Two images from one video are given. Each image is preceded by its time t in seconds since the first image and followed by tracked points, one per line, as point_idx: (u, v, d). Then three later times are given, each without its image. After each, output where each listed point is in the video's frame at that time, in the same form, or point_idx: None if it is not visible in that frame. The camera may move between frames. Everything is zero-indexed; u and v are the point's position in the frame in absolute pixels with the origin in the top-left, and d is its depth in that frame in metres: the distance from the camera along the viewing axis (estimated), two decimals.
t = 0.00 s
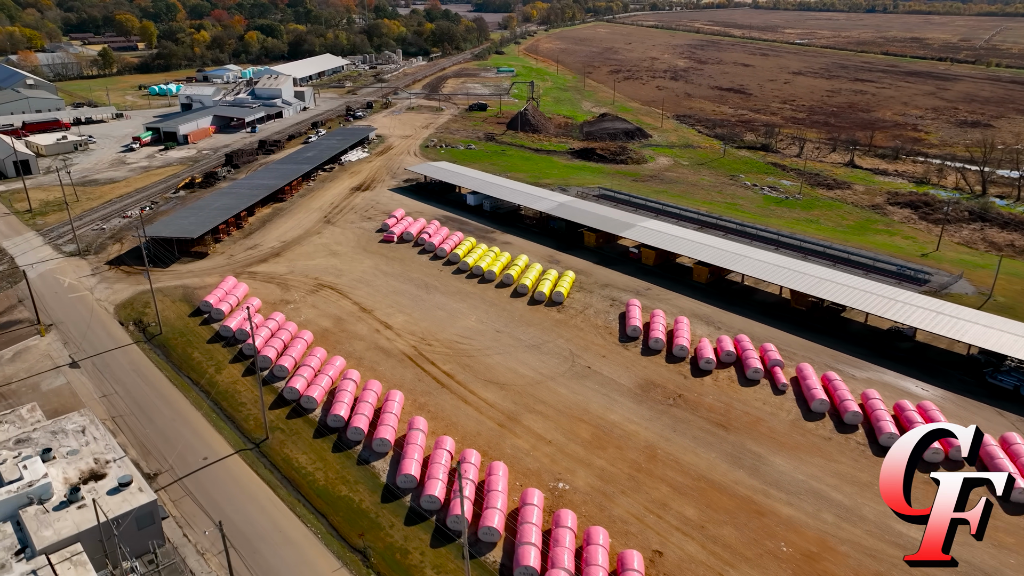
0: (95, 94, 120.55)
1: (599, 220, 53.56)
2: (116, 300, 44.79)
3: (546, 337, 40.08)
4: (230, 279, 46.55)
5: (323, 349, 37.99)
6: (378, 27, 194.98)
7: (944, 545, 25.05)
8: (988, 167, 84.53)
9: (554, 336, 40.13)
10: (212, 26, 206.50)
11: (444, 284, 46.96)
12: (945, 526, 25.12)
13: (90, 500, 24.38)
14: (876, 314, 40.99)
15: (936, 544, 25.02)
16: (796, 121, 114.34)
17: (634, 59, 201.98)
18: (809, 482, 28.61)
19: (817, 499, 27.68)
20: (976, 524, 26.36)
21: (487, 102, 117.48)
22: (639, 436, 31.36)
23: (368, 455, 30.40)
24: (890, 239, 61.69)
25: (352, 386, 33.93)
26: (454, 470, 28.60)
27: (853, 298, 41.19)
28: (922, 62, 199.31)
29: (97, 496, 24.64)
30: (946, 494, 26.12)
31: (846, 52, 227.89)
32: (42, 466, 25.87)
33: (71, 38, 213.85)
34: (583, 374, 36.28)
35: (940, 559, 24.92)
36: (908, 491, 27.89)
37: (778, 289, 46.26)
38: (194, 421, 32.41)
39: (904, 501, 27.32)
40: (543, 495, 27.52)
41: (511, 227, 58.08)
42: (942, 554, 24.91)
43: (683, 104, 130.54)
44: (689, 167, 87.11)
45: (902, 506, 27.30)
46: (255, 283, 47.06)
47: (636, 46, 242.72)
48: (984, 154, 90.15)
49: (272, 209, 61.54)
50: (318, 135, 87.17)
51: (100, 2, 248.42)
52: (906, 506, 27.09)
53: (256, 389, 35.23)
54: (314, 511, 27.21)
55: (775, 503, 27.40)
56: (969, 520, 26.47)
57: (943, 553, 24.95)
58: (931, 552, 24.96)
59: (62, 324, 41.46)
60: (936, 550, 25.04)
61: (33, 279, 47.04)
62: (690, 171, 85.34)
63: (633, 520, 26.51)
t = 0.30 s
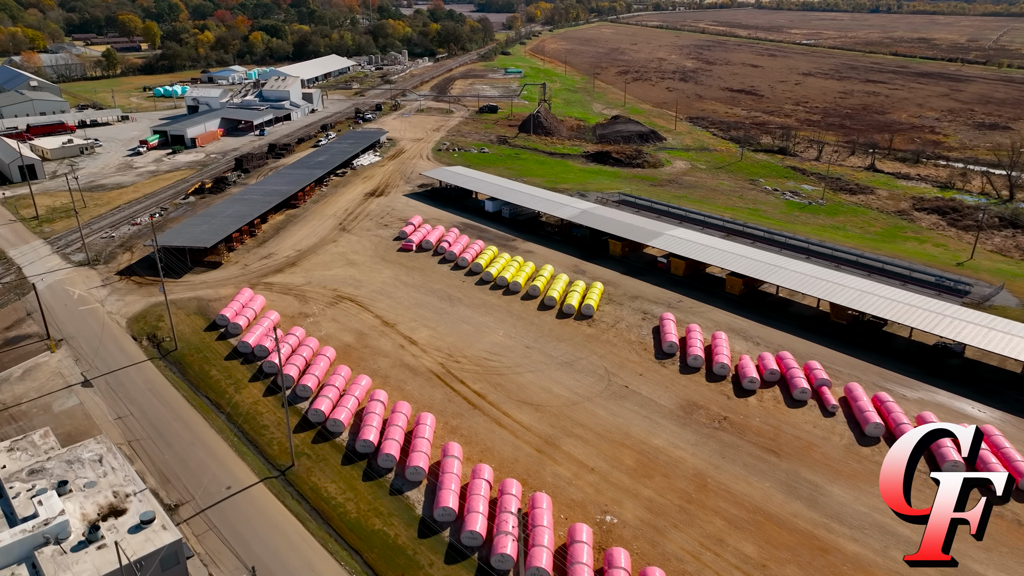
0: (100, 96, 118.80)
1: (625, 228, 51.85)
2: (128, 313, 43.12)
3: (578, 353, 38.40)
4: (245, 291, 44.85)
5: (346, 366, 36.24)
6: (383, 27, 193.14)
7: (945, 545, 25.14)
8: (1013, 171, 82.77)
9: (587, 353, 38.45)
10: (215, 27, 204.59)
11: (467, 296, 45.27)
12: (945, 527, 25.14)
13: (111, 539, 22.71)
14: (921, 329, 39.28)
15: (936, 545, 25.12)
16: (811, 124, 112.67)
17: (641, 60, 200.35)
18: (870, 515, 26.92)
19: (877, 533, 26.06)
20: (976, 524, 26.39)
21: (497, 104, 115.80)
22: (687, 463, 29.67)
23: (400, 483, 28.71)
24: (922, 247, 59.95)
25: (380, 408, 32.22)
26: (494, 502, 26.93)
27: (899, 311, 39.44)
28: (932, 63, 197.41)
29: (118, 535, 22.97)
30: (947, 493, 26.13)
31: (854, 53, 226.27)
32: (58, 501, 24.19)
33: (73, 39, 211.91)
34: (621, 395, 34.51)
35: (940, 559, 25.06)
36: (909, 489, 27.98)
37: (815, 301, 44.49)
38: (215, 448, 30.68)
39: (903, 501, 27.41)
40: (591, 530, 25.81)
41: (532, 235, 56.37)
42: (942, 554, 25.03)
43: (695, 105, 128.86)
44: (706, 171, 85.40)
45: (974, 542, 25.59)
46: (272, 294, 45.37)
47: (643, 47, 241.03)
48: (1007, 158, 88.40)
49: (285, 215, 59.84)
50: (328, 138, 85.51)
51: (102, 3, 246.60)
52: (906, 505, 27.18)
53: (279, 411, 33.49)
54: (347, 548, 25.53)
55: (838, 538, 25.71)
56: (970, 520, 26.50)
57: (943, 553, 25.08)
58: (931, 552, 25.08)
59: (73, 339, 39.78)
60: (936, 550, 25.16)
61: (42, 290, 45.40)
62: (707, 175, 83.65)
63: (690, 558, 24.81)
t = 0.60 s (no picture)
0: (105, 97, 117.14)
1: (653, 237, 50.14)
2: (141, 326, 41.46)
3: (614, 371, 36.71)
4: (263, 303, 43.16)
5: (373, 385, 34.55)
6: (388, 28, 191.46)
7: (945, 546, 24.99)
8: None
9: (624, 370, 36.76)
10: (219, 27, 202.85)
11: (493, 309, 43.57)
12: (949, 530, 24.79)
13: None
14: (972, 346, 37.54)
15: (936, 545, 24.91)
16: (827, 126, 110.99)
17: (649, 61, 198.57)
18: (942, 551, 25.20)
19: None
20: (976, 524, 26.39)
21: (508, 106, 114.18)
22: (740, 493, 28.00)
23: (438, 515, 27.01)
24: (955, 255, 58.18)
25: (411, 431, 30.55)
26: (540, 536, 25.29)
27: (948, 326, 37.70)
28: (943, 63, 195.33)
29: None
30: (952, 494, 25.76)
31: (863, 53, 224.54)
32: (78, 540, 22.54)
33: (76, 40, 210.37)
34: (664, 418, 32.81)
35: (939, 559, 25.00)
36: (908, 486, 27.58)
37: (856, 314, 42.75)
38: (239, 476, 28.98)
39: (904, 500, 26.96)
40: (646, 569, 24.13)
41: (555, 243, 54.69)
42: (942, 554, 24.94)
43: (707, 107, 127.18)
44: (725, 175, 83.76)
45: None
46: (290, 306, 43.70)
47: (649, 47, 239.45)
48: None
49: (299, 222, 58.19)
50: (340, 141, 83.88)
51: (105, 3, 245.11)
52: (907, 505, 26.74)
53: (304, 434, 31.80)
54: None
55: None
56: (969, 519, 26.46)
57: (943, 553, 24.98)
58: (931, 553, 24.93)
59: (86, 354, 38.12)
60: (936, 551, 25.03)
61: (52, 302, 43.75)
62: (727, 179, 81.95)
63: None
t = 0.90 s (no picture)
0: (110, 99, 115.38)
1: (684, 245, 48.46)
2: (157, 340, 39.85)
3: (655, 389, 35.04)
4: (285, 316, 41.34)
5: (403, 406, 32.88)
6: (394, 28, 189.68)
7: (945, 546, 24.94)
8: None
9: (664, 389, 35.12)
10: (223, 28, 201.01)
11: (522, 322, 41.87)
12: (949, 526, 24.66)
13: None
14: None
15: (937, 545, 24.83)
16: (844, 128, 109.26)
17: (656, 61, 196.96)
18: None
19: None
20: (976, 524, 26.37)
21: (519, 108, 112.56)
22: (801, 525, 26.35)
23: (482, 550, 25.35)
24: (990, 263, 56.41)
25: (447, 457, 28.88)
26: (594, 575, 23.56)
27: (1003, 341, 35.96)
28: (954, 64, 193.59)
29: None
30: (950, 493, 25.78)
31: (871, 53, 222.88)
32: None
33: (78, 40, 208.92)
34: (712, 442, 31.12)
35: (939, 560, 24.93)
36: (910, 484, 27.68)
37: (901, 328, 41.07)
38: (268, 506, 27.31)
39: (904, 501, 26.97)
40: None
41: (580, 251, 52.99)
42: (942, 554, 24.90)
43: (720, 109, 125.49)
44: (745, 179, 82.08)
45: None
46: (312, 319, 42.03)
47: (655, 47, 237.69)
48: None
49: (315, 229, 56.57)
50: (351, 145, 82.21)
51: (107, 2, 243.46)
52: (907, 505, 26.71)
53: (333, 459, 30.12)
54: None
55: None
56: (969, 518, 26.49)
57: (943, 553, 24.91)
58: (932, 554, 24.86)
59: (100, 371, 36.49)
60: (937, 552, 24.95)
61: (63, 314, 42.13)
62: (747, 183, 80.29)
63: None
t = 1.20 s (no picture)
0: (116, 101, 113.73)
1: (718, 255, 46.77)
2: (175, 356, 38.19)
3: (700, 410, 33.39)
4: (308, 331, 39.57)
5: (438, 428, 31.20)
6: (400, 29, 188.02)
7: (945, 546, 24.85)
8: None
9: (711, 409, 33.44)
10: (228, 28, 199.26)
11: (555, 336, 40.21)
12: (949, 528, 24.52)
13: None
14: None
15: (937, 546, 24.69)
16: (861, 130, 107.59)
17: (664, 61, 195.28)
18: None
19: None
20: (976, 524, 26.22)
21: (531, 110, 110.97)
22: (872, 561, 24.70)
23: None
24: None
25: (491, 485, 27.21)
26: None
27: None
28: (965, 65, 191.85)
29: None
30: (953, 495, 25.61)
31: (881, 54, 221.28)
32: None
33: (82, 41, 207.39)
34: (766, 467, 29.47)
35: (939, 560, 24.84)
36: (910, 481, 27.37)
37: (950, 343, 39.40)
38: (302, 540, 25.69)
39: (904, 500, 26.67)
40: None
41: (607, 260, 51.33)
42: (942, 555, 24.81)
43: (734, 110, 123.82)
44: (766, 182, 80.43)
45: None
46: (335, 333, 40.40)
47: (662, 48, 236.00)
48: None
49: (332, 237, 55.00)
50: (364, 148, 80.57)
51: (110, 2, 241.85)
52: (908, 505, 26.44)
53: (368, 486, 28.48)
54: None
55: None
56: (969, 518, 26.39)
57: (943, 553, 24.83)
58: (932, 554, 24.77)
59: (118, 390, 34.85)
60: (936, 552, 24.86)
61: (77, 328, 40.50)
62: (769, 187, 78.59)
63: None
